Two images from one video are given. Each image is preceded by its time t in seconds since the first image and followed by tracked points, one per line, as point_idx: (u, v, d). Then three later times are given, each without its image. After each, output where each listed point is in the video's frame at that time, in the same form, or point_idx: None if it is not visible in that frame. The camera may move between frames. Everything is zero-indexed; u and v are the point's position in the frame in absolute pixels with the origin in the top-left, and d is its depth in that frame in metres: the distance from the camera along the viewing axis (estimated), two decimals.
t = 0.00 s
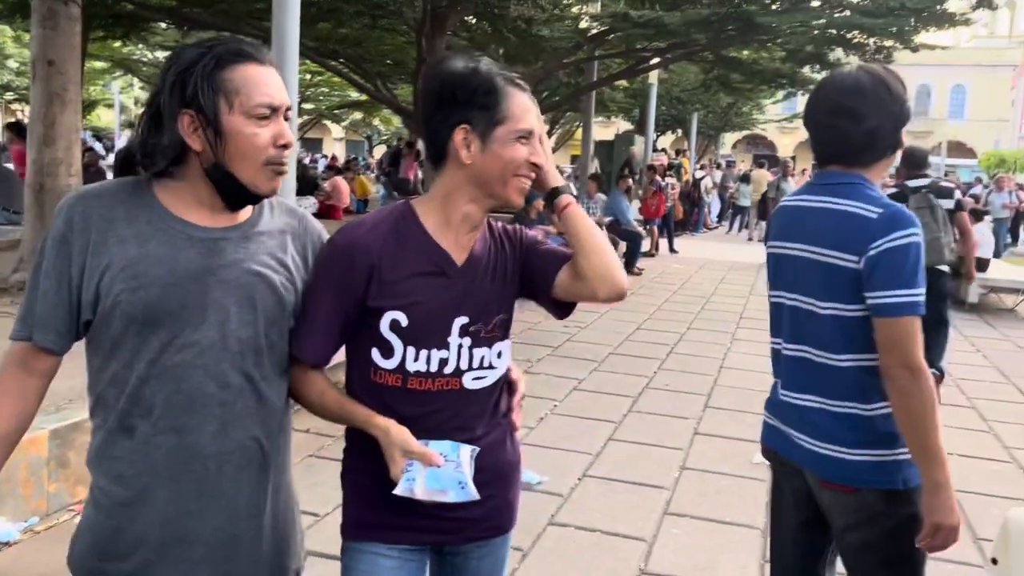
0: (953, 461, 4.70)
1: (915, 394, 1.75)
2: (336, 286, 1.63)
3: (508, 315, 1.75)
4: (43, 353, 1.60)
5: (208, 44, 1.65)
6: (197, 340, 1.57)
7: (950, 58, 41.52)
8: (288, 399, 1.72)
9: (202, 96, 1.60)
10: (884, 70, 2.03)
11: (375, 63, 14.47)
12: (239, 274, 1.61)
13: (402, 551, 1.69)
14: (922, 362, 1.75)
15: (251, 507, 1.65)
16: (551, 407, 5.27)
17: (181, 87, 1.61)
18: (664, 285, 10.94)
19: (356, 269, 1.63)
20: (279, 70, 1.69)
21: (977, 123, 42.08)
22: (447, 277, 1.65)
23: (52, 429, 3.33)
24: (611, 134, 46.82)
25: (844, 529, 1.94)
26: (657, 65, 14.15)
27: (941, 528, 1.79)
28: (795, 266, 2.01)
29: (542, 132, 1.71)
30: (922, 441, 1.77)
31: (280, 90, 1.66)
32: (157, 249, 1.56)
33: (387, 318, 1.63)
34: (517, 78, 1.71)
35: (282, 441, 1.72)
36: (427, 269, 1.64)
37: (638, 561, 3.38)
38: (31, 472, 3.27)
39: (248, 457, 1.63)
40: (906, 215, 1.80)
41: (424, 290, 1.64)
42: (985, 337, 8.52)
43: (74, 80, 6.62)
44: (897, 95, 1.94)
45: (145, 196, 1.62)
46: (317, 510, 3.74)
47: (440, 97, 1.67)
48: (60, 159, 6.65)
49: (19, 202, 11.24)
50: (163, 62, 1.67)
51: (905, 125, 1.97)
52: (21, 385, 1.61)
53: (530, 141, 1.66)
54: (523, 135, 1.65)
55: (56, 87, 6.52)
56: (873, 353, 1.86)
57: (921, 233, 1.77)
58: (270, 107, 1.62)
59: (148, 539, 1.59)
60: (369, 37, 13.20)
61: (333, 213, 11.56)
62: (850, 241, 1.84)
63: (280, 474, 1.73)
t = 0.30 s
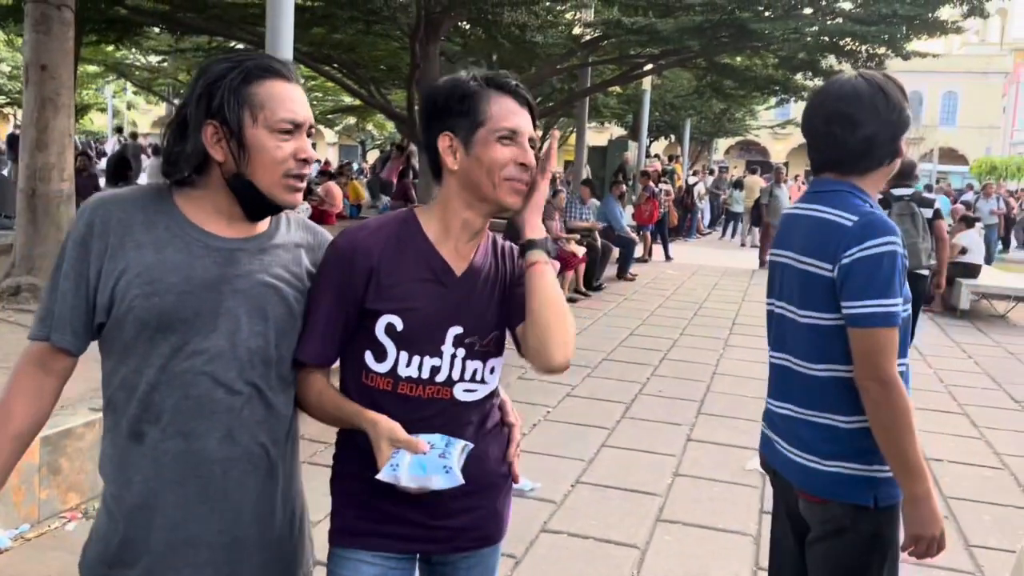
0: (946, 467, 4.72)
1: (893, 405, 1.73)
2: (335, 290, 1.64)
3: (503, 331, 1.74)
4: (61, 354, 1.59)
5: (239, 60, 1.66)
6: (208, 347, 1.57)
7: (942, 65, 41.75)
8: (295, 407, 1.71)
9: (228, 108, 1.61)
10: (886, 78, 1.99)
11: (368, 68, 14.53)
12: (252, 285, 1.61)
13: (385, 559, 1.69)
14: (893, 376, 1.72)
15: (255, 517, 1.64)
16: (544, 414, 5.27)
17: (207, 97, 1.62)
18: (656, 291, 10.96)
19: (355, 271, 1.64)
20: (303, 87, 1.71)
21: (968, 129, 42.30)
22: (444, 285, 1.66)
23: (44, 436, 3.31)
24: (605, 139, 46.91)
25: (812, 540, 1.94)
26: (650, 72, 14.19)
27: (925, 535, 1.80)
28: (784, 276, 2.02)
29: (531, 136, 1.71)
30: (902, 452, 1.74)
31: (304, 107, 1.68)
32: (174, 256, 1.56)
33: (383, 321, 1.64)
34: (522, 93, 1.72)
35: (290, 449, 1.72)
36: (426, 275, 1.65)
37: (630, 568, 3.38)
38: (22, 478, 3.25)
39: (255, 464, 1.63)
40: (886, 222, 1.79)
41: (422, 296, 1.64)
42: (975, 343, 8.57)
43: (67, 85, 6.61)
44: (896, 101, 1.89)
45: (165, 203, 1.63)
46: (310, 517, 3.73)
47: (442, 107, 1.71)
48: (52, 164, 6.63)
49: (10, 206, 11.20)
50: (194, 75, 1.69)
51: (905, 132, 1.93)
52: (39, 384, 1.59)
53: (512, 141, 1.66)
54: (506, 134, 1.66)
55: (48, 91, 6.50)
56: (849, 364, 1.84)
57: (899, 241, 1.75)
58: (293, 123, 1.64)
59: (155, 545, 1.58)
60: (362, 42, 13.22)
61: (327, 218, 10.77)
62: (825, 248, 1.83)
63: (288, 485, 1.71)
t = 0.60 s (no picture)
0: (939, 475, 4.73)
1: (884, 418, 1.72)
2: (339, 299, 1.65)
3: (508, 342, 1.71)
4: (68, 366, 1.59)
5: (257, 74, 1.66)
6: (217, 361, 1.57)
7: (934, 74, 41.96)
8: (302, 419, 1.71)
9: (241, 124, 1.61)
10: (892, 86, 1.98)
11: (360, 75, 14.54)
12: (262, 298, 1.61)
13: (383, 569, 1.68)
14: (887, 391, 1.71)
15: (265, 531, 1.63)
16: (538, 421, 5.26)
17: (222, 111, 1.62)
18: (649, 298, 10.97)
19: (357, 275, 1.65)
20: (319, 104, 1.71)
21: (959, 137, 42.49)
22: (446, 293, 1.65)
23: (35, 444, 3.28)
24: (598, 146, 46.97)
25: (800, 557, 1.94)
26: (643, 79, 14.25)
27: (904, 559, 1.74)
28: (779, 285, 2.02)
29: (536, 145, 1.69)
30: (890, 463, 1.73)
31: (319, 125, 1.68)
32: (185, 271, 1.57)
33: (384, 328, 1.64)
34: (533, 104, 1.72)
35: (298, 461, 1.71)
36: (427, 282, 1.65)
37: None
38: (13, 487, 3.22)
39: (265, 475, 1.62)
40: (882, 233, 1.79)
41: (424, 304, 1.64)
42: (967, 351, 8.59)
43: (60, 91, 6.59)
44: (901, 109, 1.87)
45: (175, 214, 1.63)
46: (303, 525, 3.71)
47: (450, 115, 1.71)
48: (44, 170, 6.60)
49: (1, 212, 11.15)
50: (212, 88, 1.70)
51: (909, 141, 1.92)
52: (46, 397, 1.59)
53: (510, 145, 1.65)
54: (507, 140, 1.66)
55: (41, 97, 6.48)
56: (839, 377, 1.84)
57: (894, 251, 1.75)
58: (306, 141, 1.64)
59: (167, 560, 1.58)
60: (355, 49, 13.23)
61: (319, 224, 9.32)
62: (819, 258, 1.84)
63: (296, 500, 1.69)
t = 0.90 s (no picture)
0: (933, 482, 4.74)
1: (874, 432, 1.71)
2: (336, 312, 1.65)
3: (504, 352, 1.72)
4: (81, 385, 1.59)
5: (253, 88, 1.67)
6: (227, 374, 1.59)
7: (927, 81, 42.13)
8: (305, 432, 1.71)
9: (236, 136, 1.62)
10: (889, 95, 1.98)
11: (356, 81, 14.56)
12: (267, 311, 1.63)
13: None
14: (877, 406, 1.71)
15: (281, 539, 1.67)
16: (534, 428, 5.26)
17: (219, 125, 1.64)
18: (643, 305, 10.97)
19: (352, 288, 1.65)
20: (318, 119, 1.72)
21: (952, 145, 42.65)
22: (441, 305, 1.65)
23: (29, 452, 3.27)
24: (592, 153, 47.03)
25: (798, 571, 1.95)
26: (637, 86, 14.27)
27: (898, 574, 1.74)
28: (771, 294, 2.02)
29: (523, 154, 1.69)
30: (877, 474, 1.72)
31: (316, 137, 1.68)
32: (192, 287, 1.58)
33: (380, 340, 1.64)
34: (524, 112, 1.72)
35: (309, 468, 1.75)
36: (422, 293, 1.65)
37: None
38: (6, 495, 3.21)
39: (278, 485, 1.66)
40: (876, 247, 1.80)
41: (419, 315, 1.64)
42: (961, 357, 8.61)
43: (54, 98, 6.58)
44: (897, 118, 1.88)
45: (178, 229, 1.64)
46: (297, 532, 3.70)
47: (442, 124, 1.72)
48: (38, 177, 6.59)
49: None
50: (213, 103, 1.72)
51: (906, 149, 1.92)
52: (62, 417, 1.59)
53: (499, 156, 1.66)
54: (494, 149, 1.67)
55: (35, 104, 6.47)
56: (831, 392, 1.85)
57: (885, 266, 1.75)
58: (300, 154, 1.64)
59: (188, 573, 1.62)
60: (350, 56, 13.23)
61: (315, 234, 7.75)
62: (812, 270, 1.84)
63: (309, 504, 1.74)
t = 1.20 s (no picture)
0: (930, 487, 4.74)
1: (861, 438, 1.72)
2: (333, 319, 1.66)
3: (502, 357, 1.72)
4: (77, 392, 1.60)
5: (247, 96, 1.68)
6: (224, 382, 1.59)
7: (922, 86, 42.28)
8: (303, 440, 1.72)
9: (230, 143, 1.63)
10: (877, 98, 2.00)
11: (352, 87, 14.57)
12: (264, 319, 1.63)
13: None
14: (864, 410, 1.72)
15: (280, 546, 1.68)
16: (531, 434, 5.26)
17: (213, 132, 1.65)
18: (640, 310, 10.98)
19: (348, 297, 1.66)
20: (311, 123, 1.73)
21: (948, 149, 42.78)
22: (438, 310, 1.65)
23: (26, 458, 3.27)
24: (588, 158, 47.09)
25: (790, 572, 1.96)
26: (634, 91, 14.29)
27: None
28: (763, 299, 2.02)
29: (507, 156, 1.71)
30: (866, 475, 1.73)
31: (309, 142, 1.69)
32: (190, 294, 1.58)
33: (377, 347, 1.64)
34: (504, 113, 1.74)
35: (308, 474, 1.75)
36: (419, 299, 1.65)
37: None
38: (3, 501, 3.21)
39: (275, 492, 1.66)
40: (865, 250, 1.80)
41: (415, 321, 1.65)
42: (957, 362, 8.63)
43: (50, 104, 6.58)
44: (886, 119, 1.90)
45: (175, 237, 1.65)
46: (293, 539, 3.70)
47: (427, 133, 1.74)
48: (35, 183, 6.59)
49: None
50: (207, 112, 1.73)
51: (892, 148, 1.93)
52: (56, 424, 1.59)
53: (487, 161, 1.69)
54: (477, 153, 1.68)
55: (32, 110, 6.48)
56: (816, 394, 1.86)
57: (869, 269, 1.76)
58: (295, 160, 1.65)
59: None
60: (346, 61, 13.25)
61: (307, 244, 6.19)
62: (798, 276, 1.85)
63: (306, 511, 1.74)
